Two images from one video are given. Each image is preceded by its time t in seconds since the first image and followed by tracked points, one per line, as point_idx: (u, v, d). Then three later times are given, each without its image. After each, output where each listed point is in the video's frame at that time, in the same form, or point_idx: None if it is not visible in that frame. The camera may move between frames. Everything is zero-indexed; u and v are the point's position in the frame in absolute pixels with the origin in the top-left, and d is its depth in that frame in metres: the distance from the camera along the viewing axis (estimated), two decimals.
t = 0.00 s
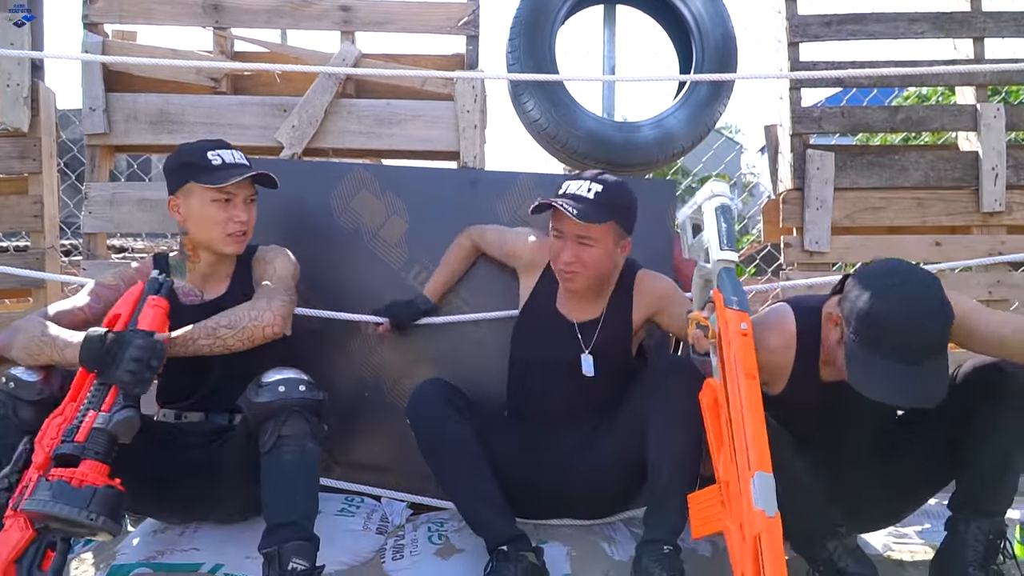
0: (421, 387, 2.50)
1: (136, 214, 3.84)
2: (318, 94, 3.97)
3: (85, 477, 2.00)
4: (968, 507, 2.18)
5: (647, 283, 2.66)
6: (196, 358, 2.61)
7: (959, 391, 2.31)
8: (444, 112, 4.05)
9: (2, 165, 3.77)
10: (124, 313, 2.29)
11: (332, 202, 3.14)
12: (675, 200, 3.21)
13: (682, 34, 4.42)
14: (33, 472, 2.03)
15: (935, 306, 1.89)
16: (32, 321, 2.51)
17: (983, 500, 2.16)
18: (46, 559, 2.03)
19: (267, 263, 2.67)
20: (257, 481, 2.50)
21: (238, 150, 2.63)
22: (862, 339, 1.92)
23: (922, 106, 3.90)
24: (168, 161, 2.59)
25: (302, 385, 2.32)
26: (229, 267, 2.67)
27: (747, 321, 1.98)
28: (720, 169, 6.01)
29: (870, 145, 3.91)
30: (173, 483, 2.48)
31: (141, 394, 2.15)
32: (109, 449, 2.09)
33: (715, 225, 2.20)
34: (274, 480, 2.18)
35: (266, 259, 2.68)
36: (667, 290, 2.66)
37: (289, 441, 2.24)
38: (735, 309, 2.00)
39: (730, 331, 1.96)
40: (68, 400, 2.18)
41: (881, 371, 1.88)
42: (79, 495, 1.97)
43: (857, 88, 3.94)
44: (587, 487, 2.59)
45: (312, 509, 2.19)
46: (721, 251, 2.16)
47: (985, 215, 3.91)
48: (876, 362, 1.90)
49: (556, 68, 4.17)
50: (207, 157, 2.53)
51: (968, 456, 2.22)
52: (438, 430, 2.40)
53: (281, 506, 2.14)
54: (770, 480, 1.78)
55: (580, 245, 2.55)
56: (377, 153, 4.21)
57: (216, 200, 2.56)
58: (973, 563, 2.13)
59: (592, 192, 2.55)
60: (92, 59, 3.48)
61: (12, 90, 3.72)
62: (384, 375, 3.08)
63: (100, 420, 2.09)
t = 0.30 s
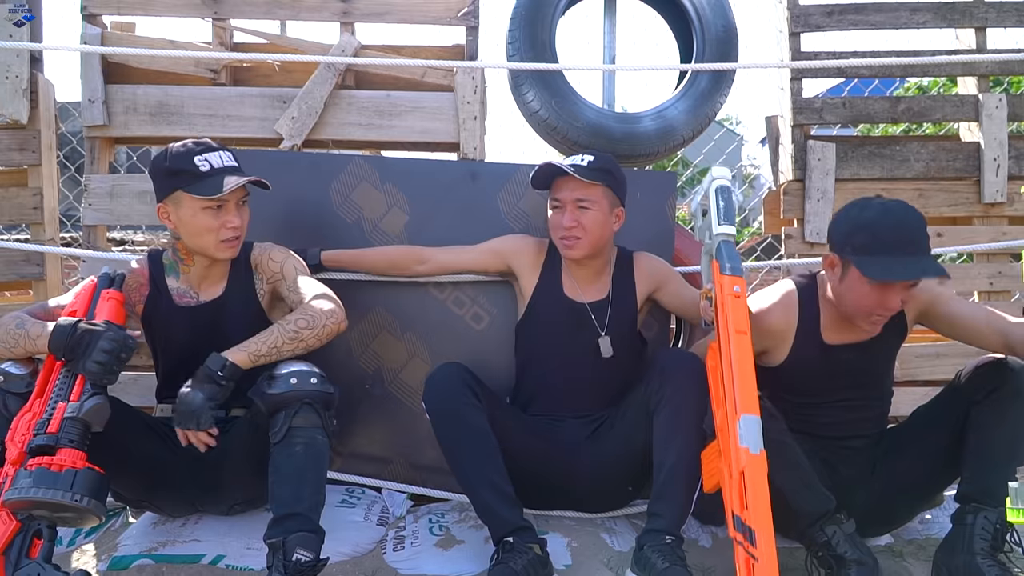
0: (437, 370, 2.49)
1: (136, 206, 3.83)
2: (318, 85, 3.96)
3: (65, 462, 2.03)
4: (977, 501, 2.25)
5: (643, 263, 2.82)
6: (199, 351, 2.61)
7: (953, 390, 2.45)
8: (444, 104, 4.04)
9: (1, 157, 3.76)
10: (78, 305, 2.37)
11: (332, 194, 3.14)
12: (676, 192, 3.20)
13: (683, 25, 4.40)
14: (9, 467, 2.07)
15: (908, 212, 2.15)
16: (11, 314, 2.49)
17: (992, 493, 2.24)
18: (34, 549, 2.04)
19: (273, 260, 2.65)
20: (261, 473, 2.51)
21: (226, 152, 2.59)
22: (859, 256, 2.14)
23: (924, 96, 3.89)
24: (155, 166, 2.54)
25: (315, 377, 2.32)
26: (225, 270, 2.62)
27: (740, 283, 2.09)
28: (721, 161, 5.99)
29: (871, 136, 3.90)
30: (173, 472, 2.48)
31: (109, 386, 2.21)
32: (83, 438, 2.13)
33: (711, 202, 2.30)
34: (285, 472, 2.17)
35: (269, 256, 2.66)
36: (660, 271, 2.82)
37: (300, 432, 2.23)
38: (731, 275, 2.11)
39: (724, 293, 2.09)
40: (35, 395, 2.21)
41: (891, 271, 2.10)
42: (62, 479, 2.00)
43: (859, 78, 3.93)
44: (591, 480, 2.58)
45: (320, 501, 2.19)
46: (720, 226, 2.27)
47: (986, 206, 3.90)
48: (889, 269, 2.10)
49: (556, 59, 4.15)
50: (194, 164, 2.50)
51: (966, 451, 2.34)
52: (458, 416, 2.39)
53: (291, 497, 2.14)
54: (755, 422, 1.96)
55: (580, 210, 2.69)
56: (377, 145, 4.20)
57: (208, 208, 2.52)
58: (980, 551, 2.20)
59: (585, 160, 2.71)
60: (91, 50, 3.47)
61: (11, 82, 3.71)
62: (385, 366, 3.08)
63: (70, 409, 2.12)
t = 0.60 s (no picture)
0: (438, 362, 2.49)
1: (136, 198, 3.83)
2: (318, 77, 3.95)
3: (77, 459, 2.05)
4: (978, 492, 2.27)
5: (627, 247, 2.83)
6: (197, 346, 2.61)
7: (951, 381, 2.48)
8: (444, 96, 4.04)
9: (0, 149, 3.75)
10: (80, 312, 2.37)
11: (331, 186, 3.13)
12: (676, 184, 3.20)
13: (684, 17, 4.39)
14: (11, 462, 2.07)
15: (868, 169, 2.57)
16: (7, 312, 2.49)
17: (991, 483, 2.25)
18: (37, 544, 2.02)
19: (260, 256, 2.62)
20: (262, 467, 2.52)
21: (206, 145, 2.60)
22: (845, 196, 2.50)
23: (924, 88, 3.88)
24: (134, 163, 2.53)
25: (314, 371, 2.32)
26: (211, 263, 2.61)
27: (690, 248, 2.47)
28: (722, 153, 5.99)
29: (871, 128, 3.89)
30: (171, 465, 2.48)
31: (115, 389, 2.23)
32: (90, 438, 2.15)
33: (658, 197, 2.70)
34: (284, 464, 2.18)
35: (255, 247, 2.65)
36: (645, 253, 2.83)
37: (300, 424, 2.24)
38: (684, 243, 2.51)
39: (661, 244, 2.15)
40: (36, 395, 2.25)
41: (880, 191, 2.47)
42: (76, 475, 2.01)
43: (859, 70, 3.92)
44: (590, 472, 2.59)
45: (318, 494, 2.20)
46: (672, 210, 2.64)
47: (987, 198, 3.89)
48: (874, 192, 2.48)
49: (556, 50, 4.14)
50: (175, 160, 2.50)
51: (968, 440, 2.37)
52: (457, 409, 2.39)
53: (290, 489, 2.15)
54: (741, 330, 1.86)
55: (569, 195, 2.69)
56: (377, 137, 4.20)
57: (192, 203, 2.51)
58: (982, 543, 2.19)
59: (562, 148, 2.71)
60: (90, 41, 3.46)
61: (10, 73, 3.70)
62: (385, 358, 3.09)
63: (79, 408, 2.14)
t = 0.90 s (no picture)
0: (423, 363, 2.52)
1: (136, 192, 3.83)
2: (317, 71, 3.94)
3: (75, 452, 2.05)
4: (976, 485, 2.25)
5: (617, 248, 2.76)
6: (198, 340, 2.62)
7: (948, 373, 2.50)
8: (444, 90, 4.03)
9: None
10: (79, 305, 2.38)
11: (331, 180, 3.13)
12: (676, 178, 3.19)
13: (684, 11, 4.38)
14: (10, 455, 2.08)
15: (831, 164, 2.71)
16: (7, 305, 2.48)
17: (990, 476, 2.24)
18: (37, 537, 2.04)
19: (267, 251, 2.62)
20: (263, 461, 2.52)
21: (211, 136, 2.62)
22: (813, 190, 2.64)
23: (924, 82, 3.87)
24: (138, 154, 2.56)
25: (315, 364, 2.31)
26: (217, 253, 2.62)
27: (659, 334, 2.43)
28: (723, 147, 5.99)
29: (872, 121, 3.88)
30: (172, 458, 2.49)
31: (114, 380, 2.22)
32: (88, 430, 2.15)
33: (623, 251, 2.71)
34: (284, 458, 2.18)
35: (259, 239, 2.65)
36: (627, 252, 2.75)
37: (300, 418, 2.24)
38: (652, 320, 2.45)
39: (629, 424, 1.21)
40: (34, 388, 2.25)
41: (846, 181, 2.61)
42: (74, 468, 2.02)
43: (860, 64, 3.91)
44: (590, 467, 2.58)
45: (318, 487, 2.20)
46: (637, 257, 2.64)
47: (987, 192, 3.89)
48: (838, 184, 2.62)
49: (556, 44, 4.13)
50: (181, 148, 2.52)
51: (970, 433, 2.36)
52: (444, 408, 2.41)
53: (290, 483, 2.15)
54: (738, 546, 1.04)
55: (576, 190, 2.68)
56: (376, 131, 4.19)
57: (198, 192, 2.54)
58: (981, 537, 2.19)
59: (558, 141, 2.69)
60: (89, 35, 3.45)
61: (9, 67, 3.70)
62: (385, 352, 3.09)
63: (77, 401, 2.14)
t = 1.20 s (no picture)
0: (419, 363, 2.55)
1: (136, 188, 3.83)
2: (316, 66, 3.94)
3: (68, 447, 2.06)
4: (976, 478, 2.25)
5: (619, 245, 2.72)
6: (194, 336, 2.62)
7: (932, 363, 2.53)
8: (444, 86, 4.03)
9: None
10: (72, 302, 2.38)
11: (330, 176, 3.13)
12: (676, 174, 3.19)
13: (683, 6, 4.38)
14: (6, 453, 2.10)
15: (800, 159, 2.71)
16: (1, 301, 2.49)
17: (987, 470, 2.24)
18: (32, 532, 2.05)
19: (271, 237, 2.68)
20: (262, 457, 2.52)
21: (192, 129, 2.63)
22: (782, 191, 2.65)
23: (924, 77, 3.87)
24: (122, 152, 2.58)
25: (312, 360, 2.31)
26: (207, 249, 2.65)
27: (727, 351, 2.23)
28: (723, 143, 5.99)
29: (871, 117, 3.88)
30: (170, 453, 2.49)
31: (106, 374, 2.22)
32: (83, 426, 2.15)
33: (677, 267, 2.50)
34: (283, 454, 2.19)
35: (256, 233, 2.69)
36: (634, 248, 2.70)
37: (298, 414, 2.24)
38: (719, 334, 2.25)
39: None
40: (30, 384, 2.26)
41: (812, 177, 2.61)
42: (66, 463, 2.02)
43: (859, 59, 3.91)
44: (588, 461, 2.58)
45: (318, 482, 2.20)
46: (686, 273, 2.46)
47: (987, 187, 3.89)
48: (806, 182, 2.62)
49: (555, 39, 4.13)
50: (163, 144, 2.53)
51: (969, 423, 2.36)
52: (438, 408, 2.42)
53: (289, 480, 2.15)
54: None
55: (574, 193, 2.65)
56: (376, 126, 4.19)
57: (183, 187, 2.56)
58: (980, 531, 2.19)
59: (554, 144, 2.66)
60: (89, 31, 3.45)
61: (8, 63, 3.70)
62: (385, 348, 3.09)
63: (69, 397, 2.14)
